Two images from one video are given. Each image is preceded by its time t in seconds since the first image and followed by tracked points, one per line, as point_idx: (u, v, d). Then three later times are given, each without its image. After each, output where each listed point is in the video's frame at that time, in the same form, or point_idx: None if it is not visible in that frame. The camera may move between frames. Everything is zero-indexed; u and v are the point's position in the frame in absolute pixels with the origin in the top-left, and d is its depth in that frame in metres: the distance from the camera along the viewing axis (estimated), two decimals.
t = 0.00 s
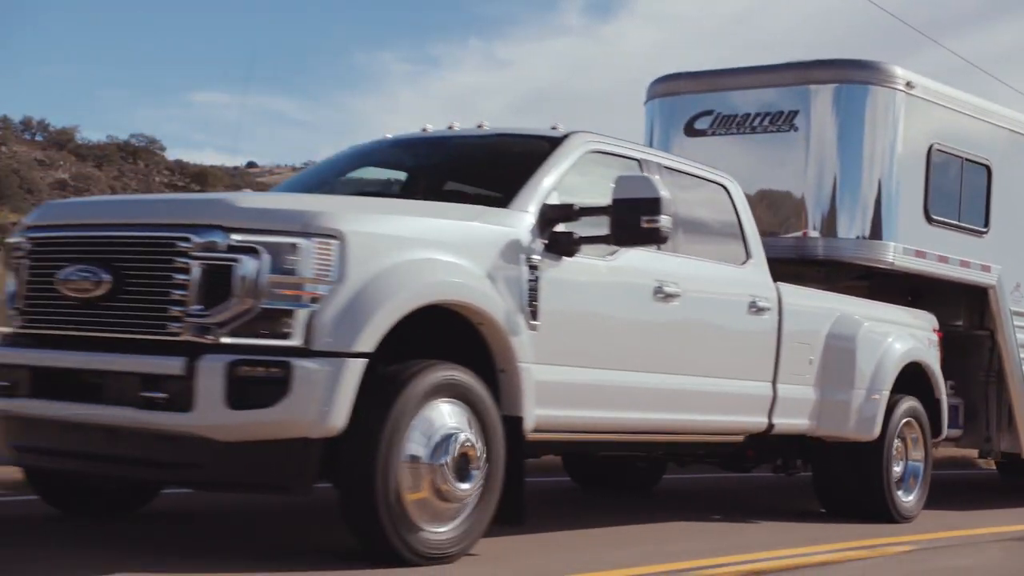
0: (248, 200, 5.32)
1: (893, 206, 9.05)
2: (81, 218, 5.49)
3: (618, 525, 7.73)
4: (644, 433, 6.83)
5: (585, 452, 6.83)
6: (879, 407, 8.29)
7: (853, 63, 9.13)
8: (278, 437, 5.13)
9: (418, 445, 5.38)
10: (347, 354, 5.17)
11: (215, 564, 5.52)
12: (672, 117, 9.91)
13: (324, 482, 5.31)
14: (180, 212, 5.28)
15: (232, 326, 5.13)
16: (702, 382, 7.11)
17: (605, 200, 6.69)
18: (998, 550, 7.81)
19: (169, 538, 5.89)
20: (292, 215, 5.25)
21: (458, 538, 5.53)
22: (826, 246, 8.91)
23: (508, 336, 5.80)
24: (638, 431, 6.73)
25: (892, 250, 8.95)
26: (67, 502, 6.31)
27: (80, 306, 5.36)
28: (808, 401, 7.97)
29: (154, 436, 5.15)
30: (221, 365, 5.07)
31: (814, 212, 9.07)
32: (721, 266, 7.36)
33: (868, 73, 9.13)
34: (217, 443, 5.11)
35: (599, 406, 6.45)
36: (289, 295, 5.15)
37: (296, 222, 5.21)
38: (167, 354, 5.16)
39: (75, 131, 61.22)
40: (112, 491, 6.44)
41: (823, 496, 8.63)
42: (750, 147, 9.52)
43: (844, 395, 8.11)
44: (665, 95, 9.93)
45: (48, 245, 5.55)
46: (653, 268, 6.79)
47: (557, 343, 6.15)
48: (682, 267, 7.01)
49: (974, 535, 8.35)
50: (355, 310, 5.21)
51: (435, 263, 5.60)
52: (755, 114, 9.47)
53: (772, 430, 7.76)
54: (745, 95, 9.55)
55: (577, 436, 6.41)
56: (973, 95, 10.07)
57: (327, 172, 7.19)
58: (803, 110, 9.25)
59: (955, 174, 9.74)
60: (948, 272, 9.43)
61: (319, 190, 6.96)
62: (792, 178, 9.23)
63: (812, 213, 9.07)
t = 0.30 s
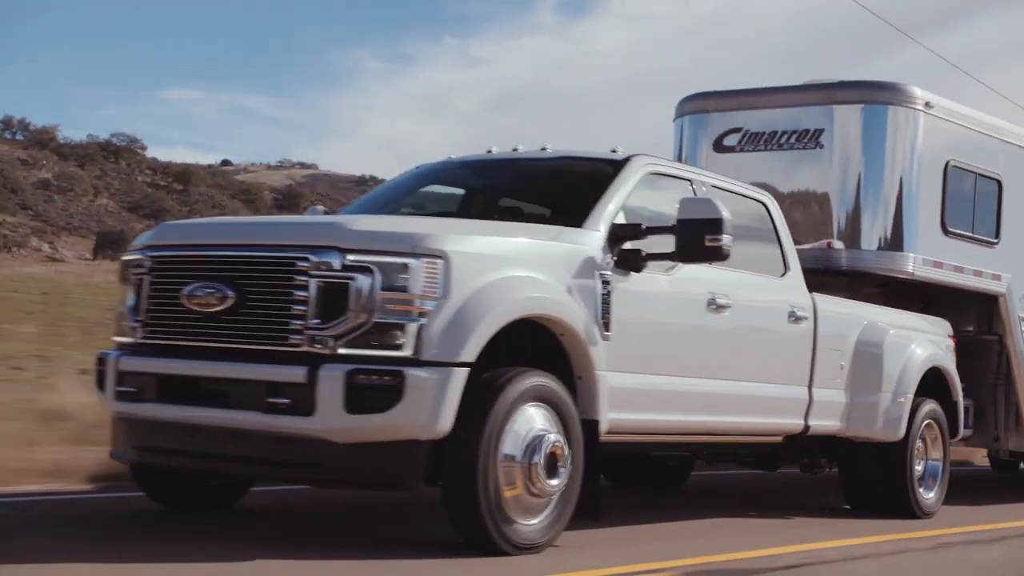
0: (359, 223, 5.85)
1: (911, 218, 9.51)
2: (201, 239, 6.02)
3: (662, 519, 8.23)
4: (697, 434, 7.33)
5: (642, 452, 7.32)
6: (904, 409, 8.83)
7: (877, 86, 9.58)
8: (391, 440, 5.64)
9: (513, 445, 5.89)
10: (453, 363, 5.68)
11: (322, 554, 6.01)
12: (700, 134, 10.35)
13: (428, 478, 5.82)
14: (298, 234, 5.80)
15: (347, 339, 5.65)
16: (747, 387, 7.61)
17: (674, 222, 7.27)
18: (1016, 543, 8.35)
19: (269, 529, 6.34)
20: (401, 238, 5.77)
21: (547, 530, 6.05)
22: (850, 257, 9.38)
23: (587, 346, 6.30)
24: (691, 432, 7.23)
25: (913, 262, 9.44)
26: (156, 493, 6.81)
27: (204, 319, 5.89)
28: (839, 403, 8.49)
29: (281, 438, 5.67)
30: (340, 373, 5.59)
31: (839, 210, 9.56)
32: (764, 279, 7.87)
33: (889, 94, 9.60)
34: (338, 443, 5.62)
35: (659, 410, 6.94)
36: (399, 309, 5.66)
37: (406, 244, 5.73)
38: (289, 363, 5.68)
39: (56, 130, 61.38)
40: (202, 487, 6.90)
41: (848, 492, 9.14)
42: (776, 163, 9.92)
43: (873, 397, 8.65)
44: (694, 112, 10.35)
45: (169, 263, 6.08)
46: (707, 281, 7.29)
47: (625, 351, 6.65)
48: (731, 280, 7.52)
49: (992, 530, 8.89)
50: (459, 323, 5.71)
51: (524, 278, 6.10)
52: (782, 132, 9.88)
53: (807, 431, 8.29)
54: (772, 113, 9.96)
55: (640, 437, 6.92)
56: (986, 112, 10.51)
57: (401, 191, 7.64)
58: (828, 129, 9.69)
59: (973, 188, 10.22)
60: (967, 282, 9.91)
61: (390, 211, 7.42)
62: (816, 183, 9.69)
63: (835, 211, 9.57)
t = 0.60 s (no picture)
0: (426, 239, 6.29)
1: (915, 228, 9.92)
2: (276, 252, 6.48)
3: (684, 514, 8.67)
4: (722, 435, 7.78)
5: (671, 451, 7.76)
6: (910, 410, 9.33)
7: (881, 104, 10.00)
8: (455, 440, 6.08)
9: (567, 445, 6.34)
10: (515, 368, 6.13)
11: (385, 548, 6.43)
12: (712, 147, 10.79)
13: (489, 476, 6.27)
14: (369, 248, 6.25)
15: (416, 346, 6.09)
16: (769, 390, 8.05)
17: (708, 234, 7.71)
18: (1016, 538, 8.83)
19: (337, 535, 6.85)
20: (466, 252, 6.21)
21: (594, 524, 6.50)
22: (856, 266, 9.78)
23: (632, 352, 6.74)
24: (718, 433, 7.68)
25: (915, 270, 9.84)
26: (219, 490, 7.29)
27: (279, 327, 6.34)
28: (849, 404, 8.95)
29: (353, 438, 6.11)
30: (411, 378, 6.03)
31: (845, 208, 10.02)
32: (784, 287, 8.28)
33: (893, 111, 10.00)
34: (408, 444, 6.05)
35: (691, 412, 7.38)
36: (463, 319, 6.09)
37: (471, 257, 6.16)
38: (361, 369, 6.12)
39: (31, 128, 61.35)
40: (266, 485, 7.40)
41: (854, 490, 9.61)
42: (785, 176, 10.37)
43: (881, 399, 9.13)
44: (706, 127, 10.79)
45: (245, 275, 6.54)
46: (736, 291, 7.71)
47: (663, 356, 7.08)
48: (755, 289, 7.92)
49: (990, 526, 9.37)
50: (518, 331, 6.16)
51: (574, 289, 6.53)
52: (791, 146, 10.33)
53: (820, 432, 8.75)
54: (782, 129, 10.42)
55: (673, 437, 7.36)
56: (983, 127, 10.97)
57: (447, 206, 8.06)
58: (836, 144, 10.14)
59: (972, 201, 10.67)
60: (966, 289, 10.35)
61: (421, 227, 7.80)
62: (825, 188, 10.15)
63: (842, 207, 10.03)
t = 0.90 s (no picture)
0: (465, 250, 6.76)
1: (903, 234, 10.41)
2: (321, 263, 6.96)
3: (688, 508, 9.16)
4: (729, 433, 8.27)
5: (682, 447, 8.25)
6: (899, 407, 9.86)
7: (869, 116, 10.50)
8: (496, 437, 6.56)
9: (596, 442, 6.82)
10: (550, 370, 6.62)
11: (426, 541, 6.89)
12: (708, 157, 11.27)
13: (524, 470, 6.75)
14: (411, 258, 6.72)
15: (458, 349, 6.57)
16: (772, 389, 8.53)
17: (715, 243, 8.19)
18: (1001, 528, 9.37)
19: (376, 527, 7.30)
20: (504, 263, 6.68)
21: (620, 514, 7.00)
22: (845, 270, 10.28)
23: (652, 354, 7.22)
24: (726, 430, 8.17)
25: (902, 274, 10.31)
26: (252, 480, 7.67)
27: (327, 332, 6.82)
28: (843, 401, 9.45)
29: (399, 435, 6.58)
30: (454, 378, 6.52)
31: (837, 207, 10.52)
32: (785, 291, 8.76)
33: (880, 124, 10.50)
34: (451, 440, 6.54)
35: (703, 410, 7.86)
36: (501, 324, 6.56)
37: (508, 267, 6.64)
38: (407, 371, 6.60)
39: None
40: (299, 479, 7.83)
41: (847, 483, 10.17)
42: (778, 185, 10.87)
43: (874, 397, 9.63)
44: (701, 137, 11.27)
45: (292, 284, 7.02)
46: (743, 296, 8.20)
47: (679, 358, 7.56)
48: (759, 294, 8.40)
49: (975, 518, 9.90)
50: (551, 336, 6.63)
51: (600, 296, 6.99)
52: (784, 156, 10.82)
53: (817, 428, 9.25)
54: (775, 140, 10.92)
55: (685, 434, 7.85)
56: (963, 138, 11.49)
57: (469, 216, 8.54)
58: (827, 153, 10.64)
59: (954, 208, 11.20)
60: (948, 293, 10.88)
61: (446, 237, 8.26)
62: (817, 196, 10.65)
63: (833, 207, 10.53)
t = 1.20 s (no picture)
0: (479, 251, 7.20)
1: (877, 235, 10.91)
2: (343, 263, 7.41)
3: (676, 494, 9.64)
4: (717, 423, 8.73)
5: (674, 436, 8.72)
6: (874, 400, 10.37)
7: (847, 123, 11.01)
8: (509, 425, 7.01)
9: (601, 431, 7.27)
10: (560, 364, 7.06)
11: (438, 524, 7.32)
12: (691, 160, 11.76)
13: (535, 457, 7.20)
14: (430, 259, 7.15)
15: (472, 344, 7.00)
16: (758, 381, 9.01)
17: (705, 244, 8.66)
18: (969, 515, 9.87)
19: (388, 512, 7.72)
20: (516, 262, 7.12)
21: (623, 498, 7.46)
22: (822, 269, 10.80)
23: (650, 349, 7.68)
24: (715, 420, 8.65)
25: (875, 272, 10.81)
26: (267, 460, 8.13)
27: (349, 328, 7.27)
28: (822, 394, 9.93)
29: (418, 424, 7.03)
30: (471, 371, 6.96)
31: (815, 209, 11.00)
32: (769, 289, 9.24)
33: (855, 130, 11.03)
34: (468, 429, 6.98)
35: (696, 402, 8.34)
36: (514, 321, 6.99)
37: (520, 267, 7.08)
38: (425, 364, 7.05)
39: None
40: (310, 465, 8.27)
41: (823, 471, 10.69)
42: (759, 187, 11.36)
43: (849, 389, 10.14)
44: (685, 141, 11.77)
45: (315, 283, 7.48)
46: (731, 294, 8.67)
47: (675, 353, 8.03)
48: (746, 292, 8.88)
49: (943, 506, 10.40)
50: (559, 331, 7.08)
51: (603, 294, 7.44)
52: (765, 159, 11.31)
53: (798, 419, 9.74)
54: (756, 144, 11.42)
55: (678, 424, 8.32)
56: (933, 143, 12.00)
57: (474, 217, 9.03)
58: (806, 158, 11.13)
59: (924, 210, 11.71)
60: (917, 290, 11.39)
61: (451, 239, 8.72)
62: (796, 198, 11.14)
63: (812, 209, 11.01)
